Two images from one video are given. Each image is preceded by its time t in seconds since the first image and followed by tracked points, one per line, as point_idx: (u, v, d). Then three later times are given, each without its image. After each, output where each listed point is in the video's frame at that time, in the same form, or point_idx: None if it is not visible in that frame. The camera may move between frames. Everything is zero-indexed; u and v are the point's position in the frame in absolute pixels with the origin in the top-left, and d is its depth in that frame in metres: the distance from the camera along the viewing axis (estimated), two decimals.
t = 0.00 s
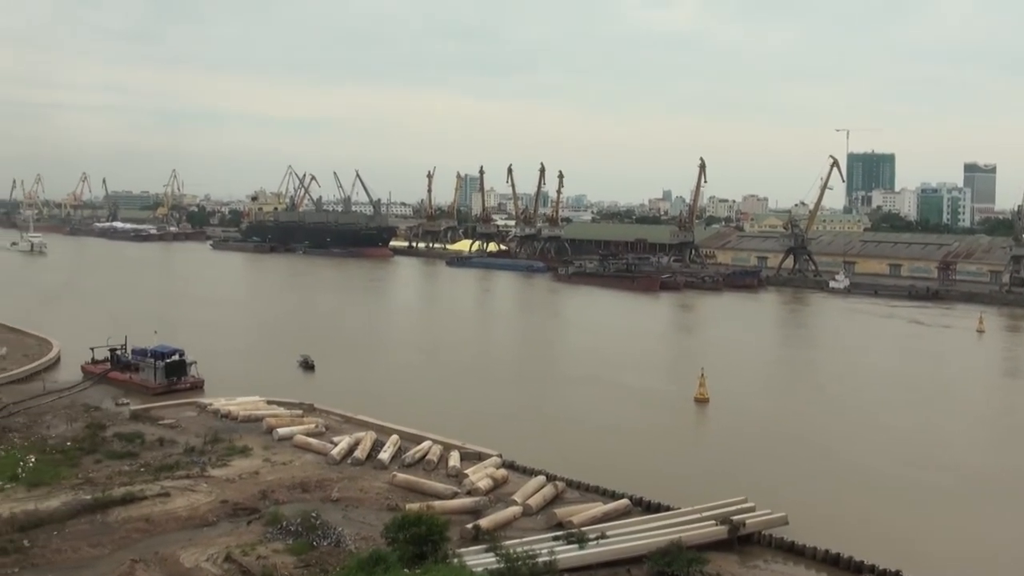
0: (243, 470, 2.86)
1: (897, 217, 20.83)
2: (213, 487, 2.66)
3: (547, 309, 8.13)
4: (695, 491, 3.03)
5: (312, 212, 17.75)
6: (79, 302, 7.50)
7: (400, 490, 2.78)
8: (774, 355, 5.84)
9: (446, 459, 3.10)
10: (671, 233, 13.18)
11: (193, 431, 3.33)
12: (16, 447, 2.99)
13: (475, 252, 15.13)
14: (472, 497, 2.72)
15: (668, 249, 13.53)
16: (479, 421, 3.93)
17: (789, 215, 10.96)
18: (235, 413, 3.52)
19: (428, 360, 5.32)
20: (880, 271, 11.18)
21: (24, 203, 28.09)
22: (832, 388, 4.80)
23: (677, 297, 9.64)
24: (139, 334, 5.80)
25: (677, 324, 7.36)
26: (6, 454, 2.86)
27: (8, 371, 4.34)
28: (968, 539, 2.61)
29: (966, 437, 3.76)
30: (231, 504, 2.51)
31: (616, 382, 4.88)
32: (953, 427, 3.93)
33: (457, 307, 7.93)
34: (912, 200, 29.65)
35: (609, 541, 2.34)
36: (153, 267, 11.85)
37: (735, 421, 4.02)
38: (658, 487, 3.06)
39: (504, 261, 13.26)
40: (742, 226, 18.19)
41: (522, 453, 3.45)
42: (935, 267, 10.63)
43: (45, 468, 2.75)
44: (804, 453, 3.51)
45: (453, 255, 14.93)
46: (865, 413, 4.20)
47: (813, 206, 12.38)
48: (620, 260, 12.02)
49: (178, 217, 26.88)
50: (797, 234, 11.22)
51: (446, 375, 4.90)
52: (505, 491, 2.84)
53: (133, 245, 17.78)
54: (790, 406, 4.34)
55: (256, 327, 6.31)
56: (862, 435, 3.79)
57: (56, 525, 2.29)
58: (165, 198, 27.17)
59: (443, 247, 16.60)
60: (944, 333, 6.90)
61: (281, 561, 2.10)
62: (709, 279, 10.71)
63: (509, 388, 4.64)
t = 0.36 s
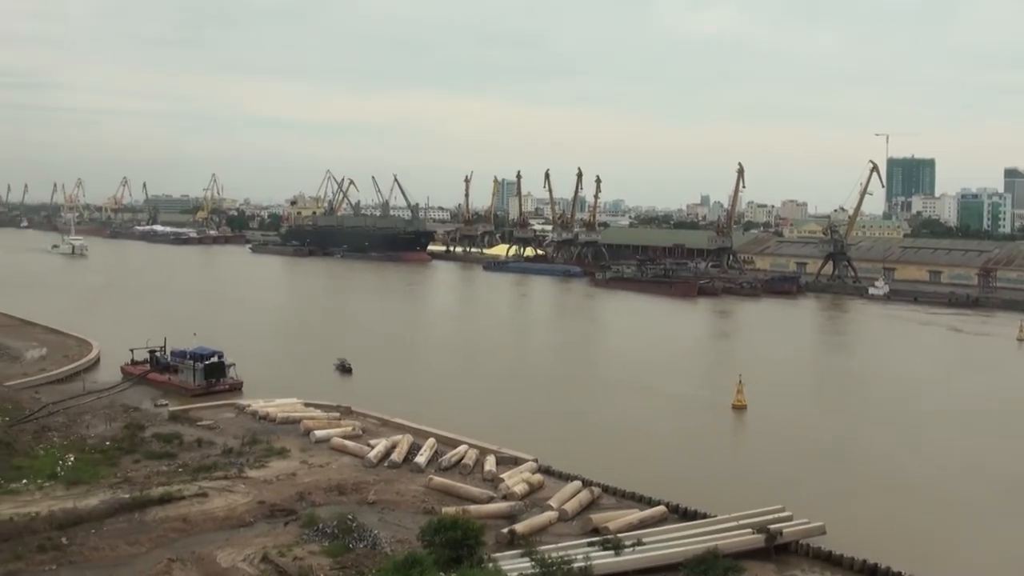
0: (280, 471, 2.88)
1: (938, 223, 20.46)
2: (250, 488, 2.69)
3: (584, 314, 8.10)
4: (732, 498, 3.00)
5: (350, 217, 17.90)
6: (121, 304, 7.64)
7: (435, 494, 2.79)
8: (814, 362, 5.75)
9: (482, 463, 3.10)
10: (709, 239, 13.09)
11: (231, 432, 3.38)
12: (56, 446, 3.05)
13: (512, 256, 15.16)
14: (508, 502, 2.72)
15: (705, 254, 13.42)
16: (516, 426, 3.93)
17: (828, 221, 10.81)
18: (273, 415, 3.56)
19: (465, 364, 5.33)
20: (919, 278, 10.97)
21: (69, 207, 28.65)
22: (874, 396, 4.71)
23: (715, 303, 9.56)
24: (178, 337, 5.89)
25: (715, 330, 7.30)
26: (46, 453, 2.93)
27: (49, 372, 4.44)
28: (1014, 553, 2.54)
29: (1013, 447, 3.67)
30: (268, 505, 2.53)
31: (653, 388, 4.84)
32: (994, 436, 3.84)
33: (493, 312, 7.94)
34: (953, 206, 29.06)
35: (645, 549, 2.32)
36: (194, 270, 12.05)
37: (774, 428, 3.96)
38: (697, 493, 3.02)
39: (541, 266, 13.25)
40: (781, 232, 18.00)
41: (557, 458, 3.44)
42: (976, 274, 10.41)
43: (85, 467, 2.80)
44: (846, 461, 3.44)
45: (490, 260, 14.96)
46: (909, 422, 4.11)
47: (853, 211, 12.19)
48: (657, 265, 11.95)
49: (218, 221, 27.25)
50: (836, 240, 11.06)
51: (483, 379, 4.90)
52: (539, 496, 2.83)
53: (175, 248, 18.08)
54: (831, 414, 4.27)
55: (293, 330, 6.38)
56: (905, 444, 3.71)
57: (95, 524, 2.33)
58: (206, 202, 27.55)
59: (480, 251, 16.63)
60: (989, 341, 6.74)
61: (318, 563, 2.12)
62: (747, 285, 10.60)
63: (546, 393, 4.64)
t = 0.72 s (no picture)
0: (326, 473, 2.92)
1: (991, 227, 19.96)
2: (296, 488, 2.73)
3: (629, 319, 8.06)
4: (777, 504, 2.95)
5: (396, 220, 18.04)
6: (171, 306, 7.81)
7: (479, 497, 2.79)
8: (864, 368, 5.64)
9: (526, 467, 3.09)
10: (756, 243, 12.94)
11: (277, 433, 3.42)
12: (105, 445, 3.12)
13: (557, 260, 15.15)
14: (553, 506, 2.72)
15: (752, 258, 13.27)
16: (560, 430, 3.92)
17: (876, 226, 10.61)
18: (320, 417, 3.60)
19: (510, 368, 5.34)
20: (968, 283, 10.70)
21: (123, 212, 29.32)
22: (927, 402, 4.60)
23: (761, 308, 9.44)
24: (227, 338, 6.00)
25: (762, 335, 7.21)
26: (95, 452, 3.00)
27: (98, 372, 4.55)
28: None
29: None
30: (313, 506, 2.56)
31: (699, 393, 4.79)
32: None
33: (538, 315, 7.95)
34: (1004, 210, 28.34)
35: (690, 556, 2.29)
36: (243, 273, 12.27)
37: (823, 434, 3.90)
38: (743, 500, 2.98)
39: (585, 270, 13.22)
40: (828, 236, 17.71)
41: (602, 463, 3.42)
42: None
43: (132, 467, 2.86)
44: (899, 469, 3.36)
45: (535, 264, 14.97)
46: (963, 430, 4.00)
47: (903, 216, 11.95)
48: (702, 269, 11.84)
49: (266, 224, 27.65)
50: (884, 245, 10.85)
51: (528, 383, 4.90)
52: (583, 501, 2.82)
53: (225, 251, 18.41)
54: (880, 420, 4.18)
55: (340, 332, 6.45)
56: (960, 453, 3.62)
57: (141, 522, 2.38)
58: (254, 205, 27.98)
59: (524, 255, 16.64)
60: None
61: (363, 564, 2.13)
62: (794, 289, 10.46)
63: (590, 397, 4.62)
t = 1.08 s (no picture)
0: (366, 472, 2.94)
1: None
2: (336, 488, 2.75)
3: (668, 320, 8.00)
4: (819, 508, 2.91)
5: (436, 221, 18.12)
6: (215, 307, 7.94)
7: (517, 498, 2.79)
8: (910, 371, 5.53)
9: (564, 469, 3.09)
10: (798, 245, 12.77)
11: (318, 433, 3.46)
12: (147, 444, 3.18)
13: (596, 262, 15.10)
14: (592, 508, 2.71)
15: (793, 260, 13.10)
16: (599, 432, 3.91)
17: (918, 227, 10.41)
18: (360, 417, 3.63)
19: (550, 369, 5.33)
20: (1011, 286, 10.44)
21: (169, 214, 29.85)
22: (975, 407, 4.49)
23: (802, 310, 9.32)
24: (268, 339, 6.08)
25: (803, 337, 7.11)
26: (136, 450, 3.06)
27: (139, 371, 4.64)
28: None
29: None
30: (353, 505, 2.58)
31: (740, 396, 4.73)
32: None
33: (578, 317, 7.93)
34: None
35: (730, 560, 2.27)
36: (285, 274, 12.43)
37: (869, 438, 3.82)
38: (784, 504, 2.94)
39: (624, 272, 13.15)
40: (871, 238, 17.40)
41: (641, 465, 3.40)
42: None
43: (174, 465, 2.91)
44: (946, 474, 3.29)
45: (574, 265, 14.94)
46: (1013, 436, 3.90)
47: (947, 217, 11.70)
48: (742, 271, 11.72)
49: (308, 225, 27.95)
50: (926, 247, 10.64)
51: (567, 385, 4.89)
52: (622, 503, 2.81)
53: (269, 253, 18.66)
54: (925, 424, 4.09)
55: (381, 333, 6.51)
56: (1009, 459, 3.53)
57: (183, 519, 2.42)
58: (297, 207, 28.30)
59: (564, 257, 16.61)
60: None
61: (401, 563, 2.15)
62: (837, 291, 10.29)
63: (629, 399, 4.60)
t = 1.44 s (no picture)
0: (398, 472, 2.95)
1: None
2: (368, 487, 2.77)
3: (700, 322, 7.95)
4: (852, 513, 2.86)
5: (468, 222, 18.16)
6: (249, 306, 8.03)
7: (546, 499, 2.79)
8: (947, 375, 5.44)
9: (594, 471, 3.08)
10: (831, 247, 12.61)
11: (350, 432, 3.48)
12: (179, 441, 3.23)
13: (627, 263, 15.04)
14: (622, 511, 2.69)
15: (827, 263, 12.93)
16: (631, 434, 3.89)
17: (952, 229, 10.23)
18: (392, 417, 3.65)
19: (581, 371, 5.32)
20: None
21: (203, 214, 30.22)
22: (1014, 412, 4.40)
23: (834, 313, 9.20)
24: (301, 338, 6.14)
25: (837, 340, 7.02)
26: (169, 447, 3.10)
27: (173, 369, 4.71)
28: None
29: None
30: (384, 504, 2.60)
31: (774, 399, 4.68)
32: None
33: (610, 319, 7.91)
34: None
35: (761, 564, 2.25)
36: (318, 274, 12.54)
37: (905, 442, 3.76)
38: (817, 508, 2.90)
39: (656, 274, 13.08)
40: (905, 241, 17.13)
41: (672, 468, 3.37)
42: None
43: (206, 462, 2.95)
44: (983, 479, 3.22)
45: (606, 267, 14.89)
46: None
47: (982, 219, 11.48)
48: (775, 274, 11.60)
49: (341, 225, 28.14)
50: (960, 249, 10.45)
51: (598, 386, 4.88)
52: (652, 506, 2.79)
53: (303, 253, 18.81)
54: (962, 429, 4.01)
55: (412, 333, 6.54)
56: None
57: (215, 516, 2.45)
58: (329, 207, 28.50)
59: (596, 258, 16.56)
60: None
61: (431, 563, 2.16)
62: (871, 294, 10.15)
63: (661, 401, 4.57)
